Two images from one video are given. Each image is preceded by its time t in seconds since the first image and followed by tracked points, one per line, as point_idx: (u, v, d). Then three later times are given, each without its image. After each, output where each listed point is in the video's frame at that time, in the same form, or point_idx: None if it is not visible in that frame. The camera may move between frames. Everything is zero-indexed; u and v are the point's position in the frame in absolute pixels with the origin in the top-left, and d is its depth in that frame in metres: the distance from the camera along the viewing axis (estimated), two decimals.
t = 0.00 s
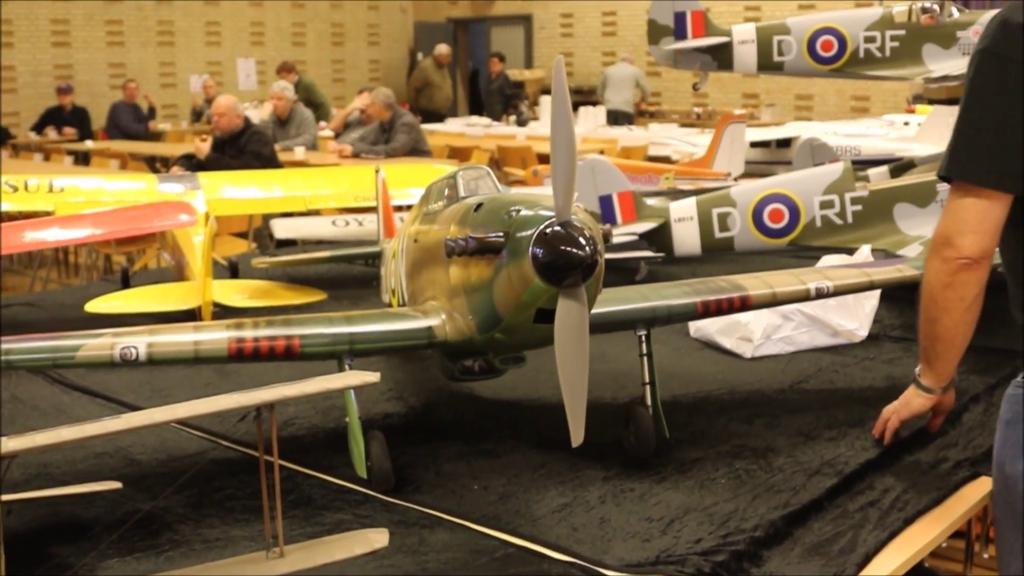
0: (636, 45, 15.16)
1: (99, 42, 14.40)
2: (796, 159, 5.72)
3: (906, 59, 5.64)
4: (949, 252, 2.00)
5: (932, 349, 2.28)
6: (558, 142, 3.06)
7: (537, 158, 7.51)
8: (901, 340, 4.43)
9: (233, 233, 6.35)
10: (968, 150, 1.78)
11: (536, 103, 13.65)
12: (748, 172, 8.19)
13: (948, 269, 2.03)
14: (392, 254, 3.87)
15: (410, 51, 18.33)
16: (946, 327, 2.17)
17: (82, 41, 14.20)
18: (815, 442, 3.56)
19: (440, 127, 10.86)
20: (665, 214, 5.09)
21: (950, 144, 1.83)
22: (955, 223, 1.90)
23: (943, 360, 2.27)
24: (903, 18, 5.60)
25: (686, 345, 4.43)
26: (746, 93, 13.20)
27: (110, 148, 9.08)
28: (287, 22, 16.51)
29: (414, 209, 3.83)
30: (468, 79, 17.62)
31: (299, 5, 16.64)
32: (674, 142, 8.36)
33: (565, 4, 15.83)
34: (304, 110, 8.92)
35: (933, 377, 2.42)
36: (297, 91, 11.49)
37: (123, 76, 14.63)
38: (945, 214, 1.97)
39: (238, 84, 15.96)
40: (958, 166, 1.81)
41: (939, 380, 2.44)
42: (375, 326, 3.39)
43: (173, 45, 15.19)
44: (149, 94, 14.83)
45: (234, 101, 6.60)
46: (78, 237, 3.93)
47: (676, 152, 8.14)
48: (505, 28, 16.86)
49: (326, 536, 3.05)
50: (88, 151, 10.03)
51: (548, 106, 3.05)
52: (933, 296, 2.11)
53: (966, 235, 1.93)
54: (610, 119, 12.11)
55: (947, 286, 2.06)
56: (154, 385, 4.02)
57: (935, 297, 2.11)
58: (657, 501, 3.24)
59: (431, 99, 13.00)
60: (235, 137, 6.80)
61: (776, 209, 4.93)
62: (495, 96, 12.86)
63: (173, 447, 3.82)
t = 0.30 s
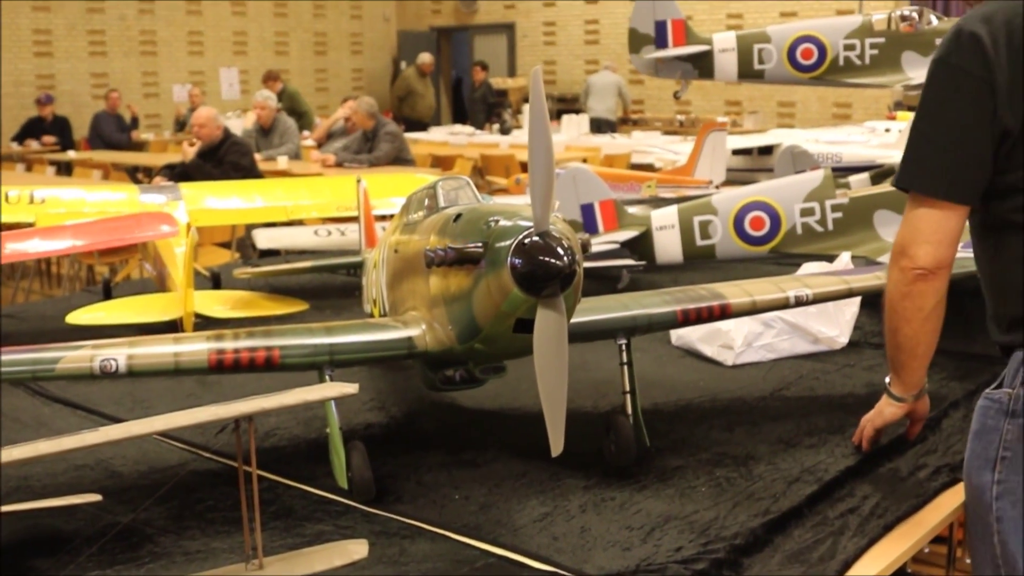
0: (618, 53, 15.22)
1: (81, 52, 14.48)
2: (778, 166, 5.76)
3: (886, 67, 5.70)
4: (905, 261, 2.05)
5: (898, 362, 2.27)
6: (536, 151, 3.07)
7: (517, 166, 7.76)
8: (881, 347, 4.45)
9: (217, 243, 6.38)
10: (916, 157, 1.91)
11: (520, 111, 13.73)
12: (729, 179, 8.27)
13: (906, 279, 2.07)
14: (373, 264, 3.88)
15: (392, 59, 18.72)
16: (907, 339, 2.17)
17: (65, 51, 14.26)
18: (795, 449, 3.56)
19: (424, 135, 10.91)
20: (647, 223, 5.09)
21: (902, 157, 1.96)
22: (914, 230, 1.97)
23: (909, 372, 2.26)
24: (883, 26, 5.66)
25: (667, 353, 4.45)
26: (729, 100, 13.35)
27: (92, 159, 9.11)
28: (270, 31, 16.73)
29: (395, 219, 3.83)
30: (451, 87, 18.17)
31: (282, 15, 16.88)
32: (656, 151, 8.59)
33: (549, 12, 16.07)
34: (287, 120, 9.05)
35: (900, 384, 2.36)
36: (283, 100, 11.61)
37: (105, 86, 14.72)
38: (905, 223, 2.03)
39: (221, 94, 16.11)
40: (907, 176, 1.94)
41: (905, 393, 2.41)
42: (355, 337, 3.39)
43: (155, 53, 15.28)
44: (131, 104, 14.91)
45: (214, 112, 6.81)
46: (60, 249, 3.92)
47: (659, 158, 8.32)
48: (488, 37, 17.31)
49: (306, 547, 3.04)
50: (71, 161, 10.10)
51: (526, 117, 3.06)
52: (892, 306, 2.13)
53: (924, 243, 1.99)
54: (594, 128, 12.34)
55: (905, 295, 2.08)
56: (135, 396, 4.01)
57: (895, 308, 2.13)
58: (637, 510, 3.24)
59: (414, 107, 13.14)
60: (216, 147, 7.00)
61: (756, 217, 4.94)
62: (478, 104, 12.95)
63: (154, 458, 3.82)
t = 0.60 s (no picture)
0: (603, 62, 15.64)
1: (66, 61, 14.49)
2: (761, 176, 5.78)
3: (868, 76, 5.68)
4: (885, 262, 2.06)
5: (879, 363, 2.31)
6: (517, 160, 3.07)
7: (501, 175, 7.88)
8: (863, 356, 4.47)
9: (201, 253, 6.37)
10: (895, 160, 1.93)
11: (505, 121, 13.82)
12: (713, 189, 8.33)
13: (887, 281, 2.08)
14: (356, 274, 3.88)
15: (378, 68, 18.91)
16: (888, 340, 2.21)
17: (49, 60, 14.25)
18: (777, 459, 3.57)
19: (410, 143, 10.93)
20: (631, 232, 5.11)
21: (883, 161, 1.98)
22: (893, 232, 1.98)
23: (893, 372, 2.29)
24: (865, 36, 5.67)
25: (650, 363, 4.46)
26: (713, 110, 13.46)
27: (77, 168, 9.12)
28: (255, 41, 16.82)
29: (377, 229, 3.83)
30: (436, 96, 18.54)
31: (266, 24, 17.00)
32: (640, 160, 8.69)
33: (534, 22, 16.37)
34: (272, 130, 9.10)
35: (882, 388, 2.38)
36: (271, 108, 11.64)
37: (90, 95, 14.73)
38: (888, 224, 2.04)
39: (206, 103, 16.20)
40: (887, 180, 1.96)
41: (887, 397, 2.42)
42: (337, 348, 3.39)
43: (140, 62, 15.32)
44: (116, 112, 14.93)
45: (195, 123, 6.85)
46: (43, 258, 3.91)
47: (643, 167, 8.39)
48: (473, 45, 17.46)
49: (288, 558, 3.04)
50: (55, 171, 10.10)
51: (506, 128, 3.07)
52: (873, 308, 2.16)
53: (903, 246, 2.00)
54: (580, 137, 12.45)
55: (885, 296, 2.11)
56: (118, 407, 4.01)
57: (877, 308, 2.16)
58: (619, 520, 3.23)
59: (399, 116, 13.20)
60: (197, 157, 7.06)
61: (739, 226, 4.95)
62: (463, 114, 13.01)
63: (135, 470, 3.81)
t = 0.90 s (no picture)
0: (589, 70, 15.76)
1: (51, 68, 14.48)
2: (747, 185, 5.80)
3: (852, 86, 5.70)
4: (934, 246, 1.82)
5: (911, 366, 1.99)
6: (500, 168, 3.07)
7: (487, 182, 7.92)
8: (848, 365, 4.49)
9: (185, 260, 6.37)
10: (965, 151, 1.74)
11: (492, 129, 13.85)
12: (699, 197, 8.35)
13: (932, 265, 1.83)
14: (341, 282, 3.87)
15: (363, 76, 18.92)
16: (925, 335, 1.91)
17: (33, 66, 14.24)
18: (761, 467, 3.57)
19: (396, 151, 10.94)
20: (615, 241, 5.12)
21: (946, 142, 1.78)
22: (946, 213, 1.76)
23: (925, 378, 1.96)
24: (850, 46, 5.71)
25: (635, 371, 4.46)
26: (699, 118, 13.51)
27: (62, 175, 9.10)
28: (240, 48, 16.80)
29: (362, 237, 3.83)
30: (422, 104, 18.53)
31: (253, 31, 16.97)
32: (627, 168, 8.69)
33: (519, 30, 16.46)
34: (258, 137, 9.10)
35: (907, 399, 2.02)
36: (261, 114, 11.63)
37: (74, 102, 14.70)
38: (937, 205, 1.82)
39: (191, 110, 16.15)
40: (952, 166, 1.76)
41: (916, 414, 2.03)
42: (321, 357, 3.38)
43: (125, 69, 15.30)
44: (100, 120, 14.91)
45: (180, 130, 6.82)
46: (27, 266, 3.88)
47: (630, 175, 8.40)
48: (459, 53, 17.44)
49: (271, 568, 3.03)
50: (40, 179, 10.08)
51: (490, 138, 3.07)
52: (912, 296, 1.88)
53: (956, 227, 1.77)
54: (566, 144, 12.49)
55: (930, 283, 1.83)
56: (101, 415, 3.99)
57: (916, 298, 1.88)
58: (603, 529, 3.22)
59: (384, 124, 13.20)
60: (182, 165, 7.05)
61: (725, 235, 4.96)
62: (449, 121, 13.03)
63: (118, 479, 3.79)
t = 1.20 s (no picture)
0: (573, 80, 15.69)
1: (33, 76, 14.46)
2: (729, 196, 5.83)
3: (833, 96, 5.75)
4: None
5: None
6: (481, 179, 3.07)
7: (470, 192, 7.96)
8: (830, 375, 4.51)
9: (167, 269, 6.37)
10: None
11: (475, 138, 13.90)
12: (681, 207, 8.39)
13: None
14: (323, 293, 3.87)
15: (347, 85, 18.97)
16: None
17: (14, 75, 14.22)
18: (742, 478, 3.57)
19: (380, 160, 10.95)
20: (598, 250, 5.11)
21: None
22: None
23: None
24: (830, 57, 5.75)
25: (617, 382, 4.47)
26: (682, 128, 13.58)
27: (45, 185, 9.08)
28: (223, 57, 16.92)
29: (345, 248, 3.82)
30: (406, 112, 18.60)
31: (236, 40, 17.08)
32: (609, 178, 8.72)
33: (502, 40, 16.51)
34: (240, 147, 9.13)
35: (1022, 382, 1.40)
36: (245, 123, 11.69)
37: (56, 110, 14.68)
38: None
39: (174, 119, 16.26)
40: None
41: None
42: (302, 369, 3.37)
43: (106, 77, 15.37)
44: (82, 128, 14.89)
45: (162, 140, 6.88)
46: (7, 277, 3.86)
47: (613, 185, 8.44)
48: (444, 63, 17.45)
49: None
50: (22, 190, 10.06)
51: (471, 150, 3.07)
52: None
53: None
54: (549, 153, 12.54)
55: None
56: (82, 427, 3.97)
57: None
58: (585, 540, 3.21)
59: (368, 133, 13.20)
60: (164, 175, 7.10)
61: (706, 245, 4.97)
62: (432, 130, 13.06)
63: (99, 491, 3.77)
